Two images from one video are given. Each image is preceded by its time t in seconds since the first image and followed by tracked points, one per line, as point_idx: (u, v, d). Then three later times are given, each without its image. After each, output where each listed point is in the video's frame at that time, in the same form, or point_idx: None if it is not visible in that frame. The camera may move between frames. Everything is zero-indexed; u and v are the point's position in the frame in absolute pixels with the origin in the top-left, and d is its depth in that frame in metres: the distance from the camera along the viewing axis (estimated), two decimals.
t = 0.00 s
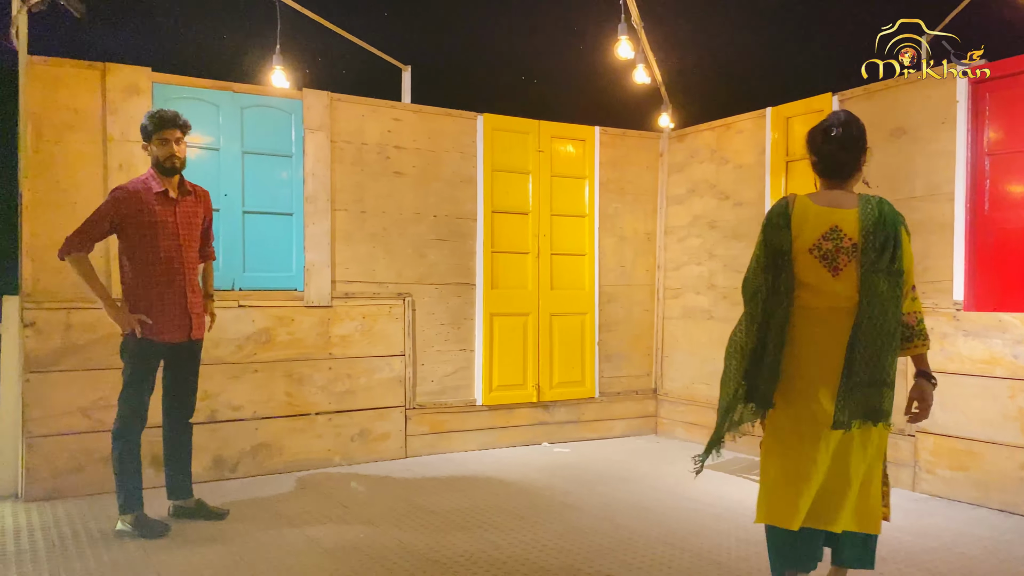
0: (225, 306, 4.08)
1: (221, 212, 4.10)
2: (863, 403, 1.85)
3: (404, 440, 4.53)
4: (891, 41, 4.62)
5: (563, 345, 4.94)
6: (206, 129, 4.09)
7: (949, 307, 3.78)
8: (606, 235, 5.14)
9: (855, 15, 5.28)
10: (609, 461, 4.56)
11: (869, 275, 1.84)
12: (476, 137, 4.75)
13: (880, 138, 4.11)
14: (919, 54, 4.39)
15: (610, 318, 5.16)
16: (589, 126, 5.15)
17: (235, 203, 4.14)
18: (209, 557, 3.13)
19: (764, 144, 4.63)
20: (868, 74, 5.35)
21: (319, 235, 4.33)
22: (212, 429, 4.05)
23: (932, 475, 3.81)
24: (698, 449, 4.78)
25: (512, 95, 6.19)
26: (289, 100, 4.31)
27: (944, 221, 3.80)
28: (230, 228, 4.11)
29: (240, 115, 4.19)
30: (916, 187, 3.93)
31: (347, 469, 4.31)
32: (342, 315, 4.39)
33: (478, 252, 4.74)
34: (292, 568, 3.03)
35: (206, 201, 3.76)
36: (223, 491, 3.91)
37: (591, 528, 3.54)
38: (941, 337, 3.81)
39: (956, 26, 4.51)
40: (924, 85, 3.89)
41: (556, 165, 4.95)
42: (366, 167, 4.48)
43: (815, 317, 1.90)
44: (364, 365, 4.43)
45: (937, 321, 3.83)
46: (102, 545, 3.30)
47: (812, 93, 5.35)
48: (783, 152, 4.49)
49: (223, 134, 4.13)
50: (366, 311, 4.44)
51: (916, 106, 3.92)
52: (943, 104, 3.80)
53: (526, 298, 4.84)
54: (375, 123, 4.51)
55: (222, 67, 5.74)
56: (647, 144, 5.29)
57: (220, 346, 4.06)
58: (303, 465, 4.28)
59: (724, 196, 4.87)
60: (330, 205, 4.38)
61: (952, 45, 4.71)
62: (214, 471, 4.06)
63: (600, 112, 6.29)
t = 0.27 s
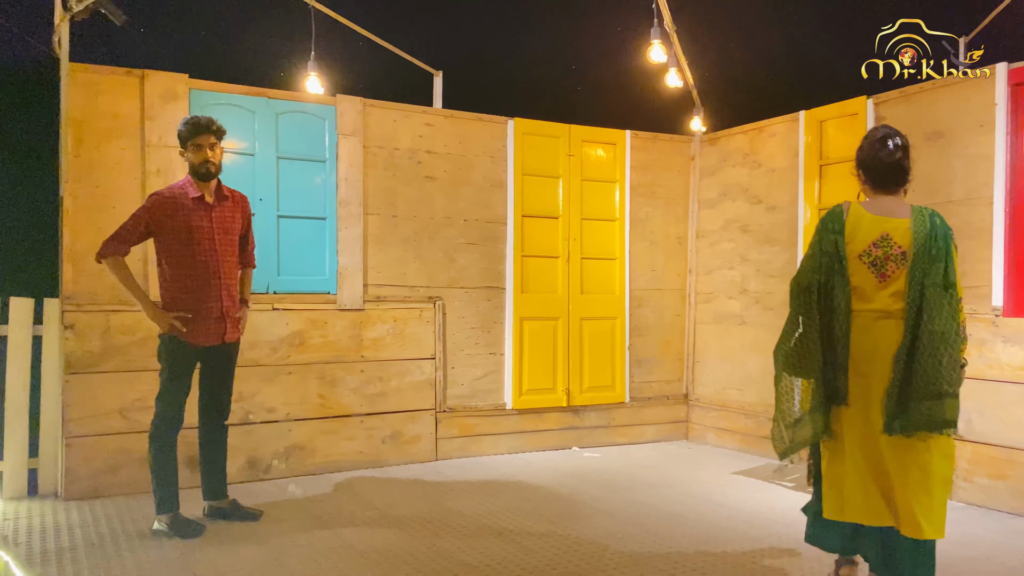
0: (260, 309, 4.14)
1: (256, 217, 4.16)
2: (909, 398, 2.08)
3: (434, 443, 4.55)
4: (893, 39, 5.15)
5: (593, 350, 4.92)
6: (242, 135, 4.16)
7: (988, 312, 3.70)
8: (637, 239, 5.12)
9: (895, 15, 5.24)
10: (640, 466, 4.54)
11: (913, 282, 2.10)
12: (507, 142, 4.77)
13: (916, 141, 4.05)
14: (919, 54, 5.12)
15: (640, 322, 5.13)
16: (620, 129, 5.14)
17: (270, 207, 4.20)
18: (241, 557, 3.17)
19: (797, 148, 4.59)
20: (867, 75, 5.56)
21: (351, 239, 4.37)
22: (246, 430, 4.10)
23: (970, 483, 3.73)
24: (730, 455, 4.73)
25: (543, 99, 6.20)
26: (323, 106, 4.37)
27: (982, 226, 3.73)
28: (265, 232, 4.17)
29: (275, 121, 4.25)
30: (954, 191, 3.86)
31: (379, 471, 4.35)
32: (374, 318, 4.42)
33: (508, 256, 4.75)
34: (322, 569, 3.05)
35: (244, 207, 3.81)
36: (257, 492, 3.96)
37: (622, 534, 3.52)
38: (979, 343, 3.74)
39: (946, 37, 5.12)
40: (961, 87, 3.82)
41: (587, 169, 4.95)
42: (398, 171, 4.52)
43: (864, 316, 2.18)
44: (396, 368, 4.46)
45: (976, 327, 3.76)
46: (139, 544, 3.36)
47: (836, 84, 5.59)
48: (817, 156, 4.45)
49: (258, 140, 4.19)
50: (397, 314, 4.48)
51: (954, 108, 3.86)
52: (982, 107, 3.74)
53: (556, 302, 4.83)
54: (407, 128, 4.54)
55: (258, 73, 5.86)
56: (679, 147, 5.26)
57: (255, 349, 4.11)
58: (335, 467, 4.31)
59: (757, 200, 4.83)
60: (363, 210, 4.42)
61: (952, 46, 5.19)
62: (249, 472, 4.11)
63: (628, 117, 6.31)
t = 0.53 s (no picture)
0: (285, 311, 4.17)
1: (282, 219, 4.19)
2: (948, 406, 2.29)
3: (458, 446, 4.55)
4: (893, 39, 5.75)
5: (617, 354, 4.89)
6: (268, 138, 4.19)
7: (1020, 317, 3.63)
8: (662, 242, 5.09)
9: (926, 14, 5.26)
10: (665, 470, 4.51)
11: (948, 296, 2.29)
12: (531, 145, 4.76)
13: (947, 142, 3.98)
14: (917, 55, 5.82)
15: (665, 326, 5.09)
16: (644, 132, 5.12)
17: (296, 210, 4.23)
18: (265, 558, 3.18)
19: (825, 149, 4.54)
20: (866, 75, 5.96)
21: (376, 242, 4.39)
22: (272, 431, 4.13)
23: (1002, 490, 3.66)
24: (756, 460, 4.68)
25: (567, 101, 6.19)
26: (349, 109, 4.39)
27: (1015, 229, 3.66)
28: (291, 234, 4.20)
29: (301, 124, 4.28)
30: (986, 194, 3.79)
31: (403, 473, 4.36)
32: (398, 320, 4.44)
33: (532, 259, 4.74)
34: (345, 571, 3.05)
35: (274, 210, 3.85)
36: (281, 494, 3.98)
37: (647, 539, 3.49)
38: (1012, 349, 3.66)
39: (948, 36, 5.70)
40: (993, 88, 3.75)
41: (611, 171, 4.92)
42: (422, 174, 4.53)
43: (901, 328, 2.37)
44: (419, 371, 4.47)
45: (1008, 332, 3.68)
46: (166, 544, 3.39)
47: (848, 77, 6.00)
48: (845, 158, 4.41)
49: (284, 143, 4.23)
50: (422, 317, 4.49)
51: (986, 109, 3.79)
52: (1014, 108, 3.66)
53: (580, 304, 4.81)
54: (431, 131, 4.56)
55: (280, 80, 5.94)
56: (705, 149, 5.23)
57: (281, 350, 4.14)
58: (358, 469, 4.32)
59: (784, 203, 4.78)
60: (388, 212, 4.44)
61: (952, 45, 5.74)
62: (274, 473, 4.13)
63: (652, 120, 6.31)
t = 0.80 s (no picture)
0: (305, 312, 4.19)
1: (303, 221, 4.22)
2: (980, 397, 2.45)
3: (476, 447, 4.55)
4: (893, 39, 5.93)
5: (635, 356, 4.88)
6: (289, 141, 4.22)
7: None
8: (681, 244, 5.07)
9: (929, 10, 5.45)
10: (683, 473, 4.49)
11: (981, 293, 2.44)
12: (549, 146, 4.76)
13: (969, 143, 3.93)
14: (917, 55, 5.94)
15: (684, 328, 5.07)
16: (663, 133, 5.10)
17: (316, 212, 4.25)
18: (284, 559, 3.20)
19: (846, 150, 4.50)
20: (867, 75, 6.10)
21: (395, 243, 4.41)
22: (292, 432, 4.15)
23: None
24: (775, 464, 4.65)
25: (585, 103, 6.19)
26: (368, 112, 4.42)
27: None
28: (311, 236, 4.22)
29: (321, 127, 4.31)
30: (1010, 195, 3.74)
31: (421, 474, 4.37)
32: (416, 322, 4.45)
33: (549, 261, 4.74)
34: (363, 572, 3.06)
35: (295, 212, 3.87)
36: (301, 494, 4.00)
37: (666, 541, 3.47)
38: None
39: (947, 36, 5.75)
40: (1017, 87, 3.70)
41: (629, 173, 4.91)
42: (440, 176, 4.55)
43: (936, 326, 2.49)
44: (438, 372, 4.49)
45: None
46: (187, 543, 3.42)
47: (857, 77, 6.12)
48: (866, 159, 4.38)
49: (305, 146, 4.25)
50: (440, 318, 4.50)
51: (1009, 109, 3.74)
52: None
53: (598, 306, 4.79)
54: (449, 133, 4.57)
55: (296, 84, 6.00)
56: (724, 150, 5.20)
57: (300, 351, 4.17)
58: (377, 470, 4.34)
59: (804, 205, 4.75)
60: (406, 214, 4.46)
61: (952, 45, 5.78)
62: (294, 474, 4.16)
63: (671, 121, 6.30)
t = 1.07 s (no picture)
0: (318, 314, 4.20)
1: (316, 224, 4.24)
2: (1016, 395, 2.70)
3: (488, 450, 4.55)
4: (893, 39, 5.86)
5: (647, 358, 4.86)
6: (302, 144, 4.24)
7: None
8: (693, 246, 5.05)
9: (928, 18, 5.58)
10: (695, 476, 4.48)
11: None
12: (561, 149, 4.76)
13: (985, 144, 3.90)
14: (918, 54, 5.82)
15: (697, 330, 5.05)
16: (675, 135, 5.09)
17: (329, 214, 4.27)
18: (298, 560, 3.20)
19: (859, 152, 4.48)
20: (867, 74, 6.19)
21: (407, 246, 4.42)
22: (305, 434, 4.17)
23: None
24: (789, 467, 4.62)
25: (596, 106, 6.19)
26: (381, 114, 4.43)
27: None
28: (324, 239, 4.24)
29: (334, 130, 4.33)
30: None
31: (433, 476, 4.37)
32: (429, 324, 4.46)
33: (561, 263, 4.73)
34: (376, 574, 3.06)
35: (309, 214, 3.88)
36: (315, 496, 4.01)
37: (679, 544, 3.46)
38: None
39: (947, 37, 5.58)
40: None
41: (641, 175, 4.90)
42: (453, 179, 4.56)
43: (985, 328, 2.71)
44: (450, 374, 4.49)
45: None
46: (202, 545, 3.43)
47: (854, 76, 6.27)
48: (879, 161, 4.36)
49: (318, 149, 4.27)
50: (452, 321, 4.51)
51: None
52: None
53: (610, 308, 4.78)
54: (462, 135, 4.58)
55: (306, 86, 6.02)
56: (737, 152, 5.19)
57: (313, 353, 4.18)
58: (390, 472, 4.35)
59: (818, 206, 4.73)
60: (418, 217, 4.47)
61: (952, 45, 5.59)
62: (307, 475, 4.17)
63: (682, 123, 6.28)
